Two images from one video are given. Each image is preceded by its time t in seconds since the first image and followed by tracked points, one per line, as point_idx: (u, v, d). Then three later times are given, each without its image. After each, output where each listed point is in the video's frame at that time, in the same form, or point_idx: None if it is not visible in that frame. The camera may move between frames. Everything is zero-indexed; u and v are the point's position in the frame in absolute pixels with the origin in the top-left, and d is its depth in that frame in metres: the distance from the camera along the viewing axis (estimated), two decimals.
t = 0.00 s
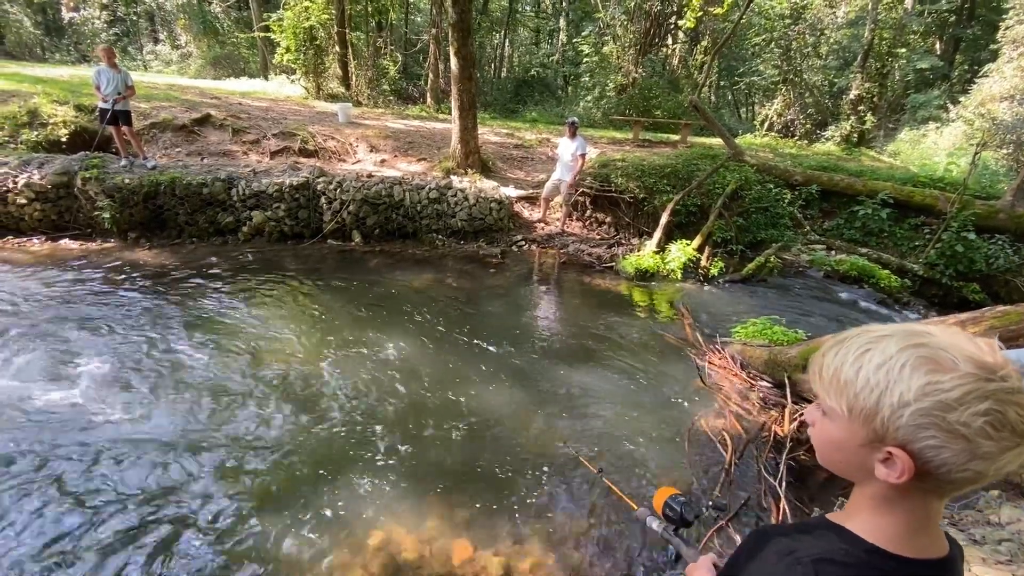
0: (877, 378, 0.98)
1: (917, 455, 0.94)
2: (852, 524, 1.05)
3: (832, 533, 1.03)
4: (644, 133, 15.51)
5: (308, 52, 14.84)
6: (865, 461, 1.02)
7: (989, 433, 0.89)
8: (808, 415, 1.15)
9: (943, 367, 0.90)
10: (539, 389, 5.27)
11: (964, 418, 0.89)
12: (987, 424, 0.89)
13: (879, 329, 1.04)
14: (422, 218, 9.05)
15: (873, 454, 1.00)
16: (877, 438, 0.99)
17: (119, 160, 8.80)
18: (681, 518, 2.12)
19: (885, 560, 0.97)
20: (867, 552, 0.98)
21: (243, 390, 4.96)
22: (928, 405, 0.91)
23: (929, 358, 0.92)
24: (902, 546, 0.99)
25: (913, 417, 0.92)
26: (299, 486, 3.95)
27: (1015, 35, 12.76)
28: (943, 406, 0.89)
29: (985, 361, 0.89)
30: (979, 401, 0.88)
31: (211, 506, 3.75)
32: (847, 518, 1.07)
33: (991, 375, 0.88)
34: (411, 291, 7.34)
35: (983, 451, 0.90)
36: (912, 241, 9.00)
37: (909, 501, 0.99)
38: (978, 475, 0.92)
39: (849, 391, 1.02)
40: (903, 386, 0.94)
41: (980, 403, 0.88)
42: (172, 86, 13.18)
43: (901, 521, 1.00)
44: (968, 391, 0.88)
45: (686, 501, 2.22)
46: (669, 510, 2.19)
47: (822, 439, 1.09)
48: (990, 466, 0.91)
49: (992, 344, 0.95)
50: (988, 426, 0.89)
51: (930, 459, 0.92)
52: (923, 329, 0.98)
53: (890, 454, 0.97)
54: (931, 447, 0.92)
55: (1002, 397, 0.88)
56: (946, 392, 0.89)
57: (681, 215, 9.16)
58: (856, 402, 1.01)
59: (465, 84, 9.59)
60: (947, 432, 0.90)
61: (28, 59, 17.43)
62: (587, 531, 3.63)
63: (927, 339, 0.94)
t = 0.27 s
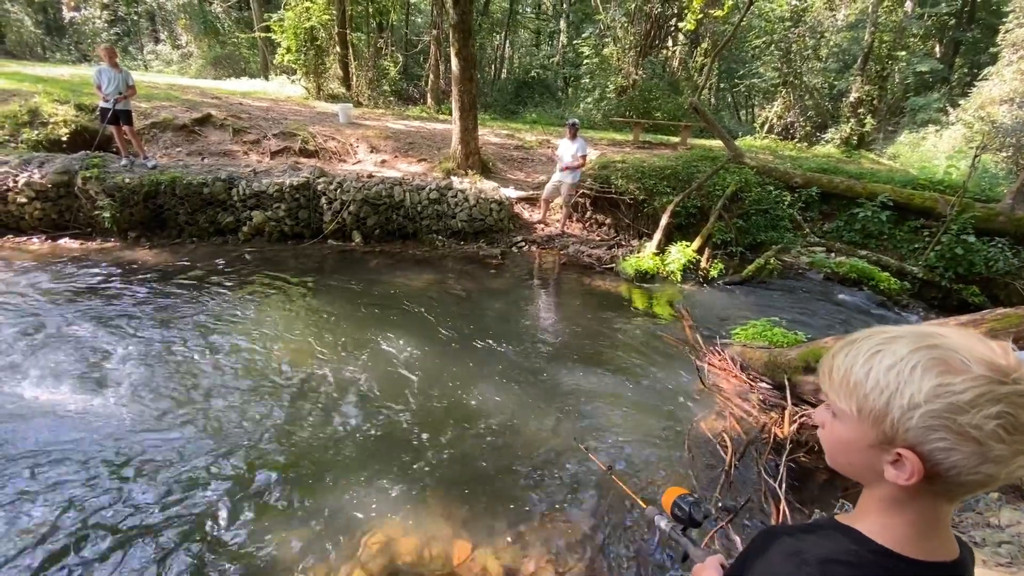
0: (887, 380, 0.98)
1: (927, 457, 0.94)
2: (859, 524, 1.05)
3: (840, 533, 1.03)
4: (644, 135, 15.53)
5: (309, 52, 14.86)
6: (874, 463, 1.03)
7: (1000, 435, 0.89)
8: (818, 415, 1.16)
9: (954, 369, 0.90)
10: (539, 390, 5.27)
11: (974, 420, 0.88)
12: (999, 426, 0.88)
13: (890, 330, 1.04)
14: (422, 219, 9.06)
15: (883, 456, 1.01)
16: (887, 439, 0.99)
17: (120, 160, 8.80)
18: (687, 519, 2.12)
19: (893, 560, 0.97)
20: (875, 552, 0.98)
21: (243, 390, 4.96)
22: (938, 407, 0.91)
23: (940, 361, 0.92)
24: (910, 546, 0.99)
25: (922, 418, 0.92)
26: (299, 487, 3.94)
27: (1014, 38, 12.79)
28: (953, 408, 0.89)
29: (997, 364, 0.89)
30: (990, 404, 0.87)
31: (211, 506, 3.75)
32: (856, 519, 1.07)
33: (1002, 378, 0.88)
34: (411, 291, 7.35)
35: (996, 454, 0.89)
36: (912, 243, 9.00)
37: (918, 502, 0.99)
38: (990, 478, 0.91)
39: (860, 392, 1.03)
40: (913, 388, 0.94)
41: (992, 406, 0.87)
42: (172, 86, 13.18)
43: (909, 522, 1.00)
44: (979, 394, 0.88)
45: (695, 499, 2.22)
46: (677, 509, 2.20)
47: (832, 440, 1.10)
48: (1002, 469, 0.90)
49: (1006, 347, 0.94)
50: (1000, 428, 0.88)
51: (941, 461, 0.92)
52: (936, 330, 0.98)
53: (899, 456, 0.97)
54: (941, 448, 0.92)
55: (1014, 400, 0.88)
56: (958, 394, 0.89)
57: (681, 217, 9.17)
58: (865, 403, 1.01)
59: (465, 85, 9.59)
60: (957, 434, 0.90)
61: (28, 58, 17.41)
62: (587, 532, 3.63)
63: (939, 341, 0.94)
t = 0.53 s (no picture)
0: (899, 385, 0.98)
1: (940, 463, 0.94)
2: (869, 530, 1.05)
3: (849, 538, 1.02)
4: (644, 136, 15.53)
5: (309, 52, 14.86)
6: (886, 468, 1.03)
7: (1015, 442, 0.88)
8: (826, 419, 1.16)
9: (969, 375, 0.90)
10: (539, 390, 5.26)
11: (989, 427, 0.88)
12: (1015, 433, 0.88)
13: (901, 335, 1.03)
14: (422, 219, 9.05)
15: (894, 462, 1.01)
16: (899, 445, 0.99)
17: (119, 158, 8.79)
18: (689, 525, 2.11)
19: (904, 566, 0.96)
20: (885, 559, 0.97)
21: (242, 390, 4.95)
22: (952, 412, 0.90)
23: (954, 366, 0.92)
24: (922, 553, 0.99)
25: (936, 424, 0.92)
26: (297, 487, 3.93)
27: (1013, 41, 12.83)
28: (968, 414, 0.89)
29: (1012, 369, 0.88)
30: (1005, 410, 0.87)
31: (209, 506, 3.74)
32: (865, 525, 1.07)
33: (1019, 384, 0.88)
34: (410, 291, 7.34)
35: (1012, 460, 0.89)
36: (911, 246, 9.01)
37: (930, 508, 0.99)
38: (1005, 485, 0.91)
39: (871, 397, 1.02)
40: (926, 394, 0.94)
41: (1007, 412, 0.87)
42: (172, 85, 13.17)
43: (919, 528, 1.00)
44: (994, 399, 0.87)
45: (694, 507, 2.22)
46: (678, 517, 2.20)
47: (842, 444, 1.09)
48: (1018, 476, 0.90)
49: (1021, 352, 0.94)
50: (1016, 434, 0.88)
51: (954, 467, 0.92)
52: (948, 334, 0.98)
53: (911, 462, 0.97)
54: (956, 454, 0.91)
55: None
56: (973, 399, 0.89)
57: (681, 218, 9.17)
58: (877, 408, 1.01)
59: (465, 85, 9.59)
60: (972, 439, 0.89)
61: (27, 55, 17.38)
62: (586, 533, 3.62)
63: (951, 346, 0.94)
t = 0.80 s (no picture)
0: (908, 397, 0.97)
1: (949, 478, 0.94)
2: (874, 542, 1.06)
3: (850, 550, 1.06)
4: (642, 138, 15.55)
5: (308, 52, 14.85)
6: (892, 481, 1.03)
7: None
8: (831, 429, 1.16)
9: (981, 388, 0.90)
10: (538, 391, 5.26)
11: (1002, 441, 0.88)
12: None
13: (908, 344, 1.03)
14: (421, 219, 9.05)
15: (901, 475, 1.01)
16: (907, 458, 0.99)
17: (117, 158, 8.77)
18: (690, 530, 2.12)
19: None
20: (888, 570, 1.00)
21: (240, 390, 4.94)
22: (963, 427, 0.90)
23: (966, 379, 0.92)
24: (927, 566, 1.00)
25: (948, 439, 0.92)
26: (295, 488, 3.93)
27: (1010, 45, 12.87)
28: (979, 428, 0.89)
29: None
30: (1016, 424, 0.87)
31: (206, 509, 3.70)
32: (869, 537, 1.08)
33: None
34: (408, 291, 7.34)
35: None
36: (908, 248, 9.02)
37: (937, 524, 1.00)
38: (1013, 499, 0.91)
39: (877, 409, 1.02)
40: (936, 406, 0.94)
41: (1019, 426, 0.87)
42: (171, 84, 13.16)
43: (925, 542, 1.01)
44: (1008, 413, 0.87)
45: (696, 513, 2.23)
46: (679, 522, 2.20)
47: (846, 456, 1.10)
48: None
49: None
50: None
51: (965, 483, 0.92)
52: (956, 345, 0.98)
53: (919, 476, 0.98)
54: (967, 469, 0.91)
55: None
56: (984, 414, 0.89)
57: (679, 220, 9.17)
58: (883, 421, 1.01)
59: (464, 86, 9.58)
60: (983, 454, 0.89)
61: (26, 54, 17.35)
62: (584, 534, 3.62)
63: (961, 357, 0.94)
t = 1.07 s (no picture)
0: (911, 402, 0.97)
1: (950, 484, 0.94)
2: (871, 547, 1.06)
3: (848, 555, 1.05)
4: (642, 139, 15.55)
5: (308, 52, 14.84)
6: (892, 486, 1.03)
7: None
8: (832, 432, 1.16)
9: (985, 395, 0.89)
10: (537, 392, 5.26)
11: (1004, 448, 0.87)
12: None
13: (913, 348, 1.03)
14: (420, 220, 9.05)
15: (901, 480, 1.01)
16: (908, 463, 0.99)
17: (116, 157, 8.75)
18: (687, 534, 2.14)
19: None
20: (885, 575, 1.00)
21: (238, 390, 4.93)
22: (965, 433, 0.90)
23: (970, 384, 0.91)
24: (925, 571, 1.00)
25: (948, 445, 0.92)
26: (293, 488, 3.92)
27: (1009, 48, 12.89)
28: (981, 434, 0.88)
29: None
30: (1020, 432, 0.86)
31: (202, 510, 3.68)
32: (866, 542, 1.09)
33: None
34: (407, 292, 7.33)
35: None
36: (907, 251, 9.03)
37: (936, 529, 1.00)
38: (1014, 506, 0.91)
39: (880, 413, 1.02)
40: (938, 411, 0.93)
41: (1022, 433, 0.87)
42: (170, 84, 13.14)
43: (924, 548, 1.01)
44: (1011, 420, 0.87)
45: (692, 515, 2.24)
46: (675, 526, 2.22)
47: (848, 460, 1.10)
48: None
49: None
50: None
51: (965, 490, 0.92)
52: (962, 350, 0.97)
53: (920, 482, 0.98)
54: (967, 475, 0.91)
55: None
56: (987, 420, 0.88)
57: (678, 221, 9.18)
58: (884, 425, 1.01)
59: (464, 86, 9.58)
60: (984, 461, 0.89)
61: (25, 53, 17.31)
62: (583, 536, 3.61)
63: (965, 363, 0.93)
